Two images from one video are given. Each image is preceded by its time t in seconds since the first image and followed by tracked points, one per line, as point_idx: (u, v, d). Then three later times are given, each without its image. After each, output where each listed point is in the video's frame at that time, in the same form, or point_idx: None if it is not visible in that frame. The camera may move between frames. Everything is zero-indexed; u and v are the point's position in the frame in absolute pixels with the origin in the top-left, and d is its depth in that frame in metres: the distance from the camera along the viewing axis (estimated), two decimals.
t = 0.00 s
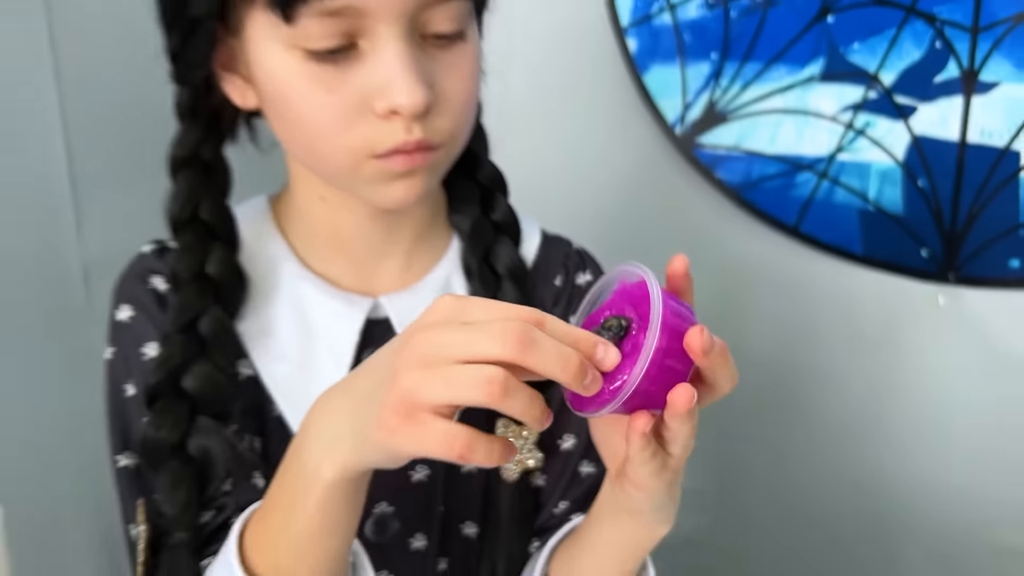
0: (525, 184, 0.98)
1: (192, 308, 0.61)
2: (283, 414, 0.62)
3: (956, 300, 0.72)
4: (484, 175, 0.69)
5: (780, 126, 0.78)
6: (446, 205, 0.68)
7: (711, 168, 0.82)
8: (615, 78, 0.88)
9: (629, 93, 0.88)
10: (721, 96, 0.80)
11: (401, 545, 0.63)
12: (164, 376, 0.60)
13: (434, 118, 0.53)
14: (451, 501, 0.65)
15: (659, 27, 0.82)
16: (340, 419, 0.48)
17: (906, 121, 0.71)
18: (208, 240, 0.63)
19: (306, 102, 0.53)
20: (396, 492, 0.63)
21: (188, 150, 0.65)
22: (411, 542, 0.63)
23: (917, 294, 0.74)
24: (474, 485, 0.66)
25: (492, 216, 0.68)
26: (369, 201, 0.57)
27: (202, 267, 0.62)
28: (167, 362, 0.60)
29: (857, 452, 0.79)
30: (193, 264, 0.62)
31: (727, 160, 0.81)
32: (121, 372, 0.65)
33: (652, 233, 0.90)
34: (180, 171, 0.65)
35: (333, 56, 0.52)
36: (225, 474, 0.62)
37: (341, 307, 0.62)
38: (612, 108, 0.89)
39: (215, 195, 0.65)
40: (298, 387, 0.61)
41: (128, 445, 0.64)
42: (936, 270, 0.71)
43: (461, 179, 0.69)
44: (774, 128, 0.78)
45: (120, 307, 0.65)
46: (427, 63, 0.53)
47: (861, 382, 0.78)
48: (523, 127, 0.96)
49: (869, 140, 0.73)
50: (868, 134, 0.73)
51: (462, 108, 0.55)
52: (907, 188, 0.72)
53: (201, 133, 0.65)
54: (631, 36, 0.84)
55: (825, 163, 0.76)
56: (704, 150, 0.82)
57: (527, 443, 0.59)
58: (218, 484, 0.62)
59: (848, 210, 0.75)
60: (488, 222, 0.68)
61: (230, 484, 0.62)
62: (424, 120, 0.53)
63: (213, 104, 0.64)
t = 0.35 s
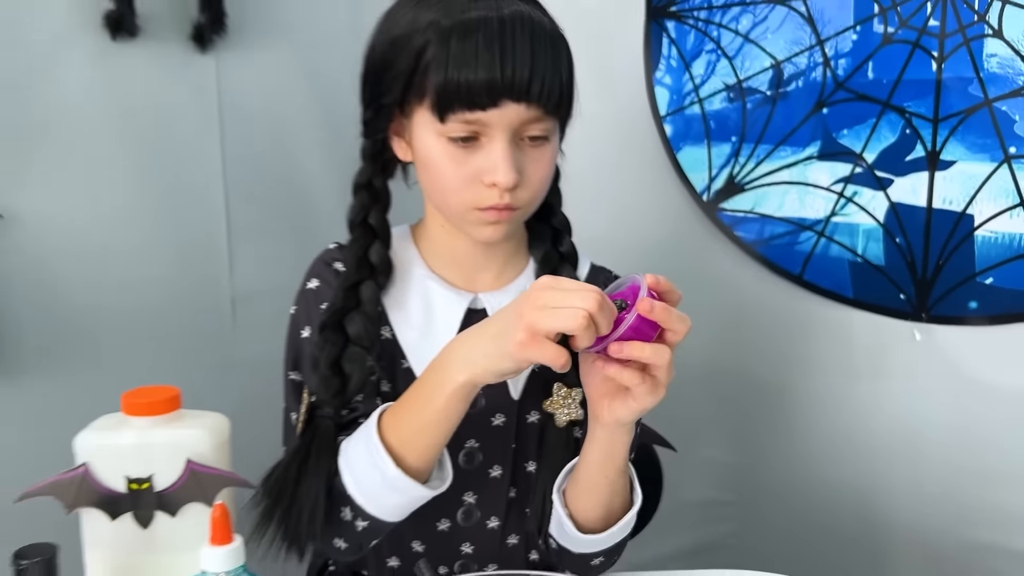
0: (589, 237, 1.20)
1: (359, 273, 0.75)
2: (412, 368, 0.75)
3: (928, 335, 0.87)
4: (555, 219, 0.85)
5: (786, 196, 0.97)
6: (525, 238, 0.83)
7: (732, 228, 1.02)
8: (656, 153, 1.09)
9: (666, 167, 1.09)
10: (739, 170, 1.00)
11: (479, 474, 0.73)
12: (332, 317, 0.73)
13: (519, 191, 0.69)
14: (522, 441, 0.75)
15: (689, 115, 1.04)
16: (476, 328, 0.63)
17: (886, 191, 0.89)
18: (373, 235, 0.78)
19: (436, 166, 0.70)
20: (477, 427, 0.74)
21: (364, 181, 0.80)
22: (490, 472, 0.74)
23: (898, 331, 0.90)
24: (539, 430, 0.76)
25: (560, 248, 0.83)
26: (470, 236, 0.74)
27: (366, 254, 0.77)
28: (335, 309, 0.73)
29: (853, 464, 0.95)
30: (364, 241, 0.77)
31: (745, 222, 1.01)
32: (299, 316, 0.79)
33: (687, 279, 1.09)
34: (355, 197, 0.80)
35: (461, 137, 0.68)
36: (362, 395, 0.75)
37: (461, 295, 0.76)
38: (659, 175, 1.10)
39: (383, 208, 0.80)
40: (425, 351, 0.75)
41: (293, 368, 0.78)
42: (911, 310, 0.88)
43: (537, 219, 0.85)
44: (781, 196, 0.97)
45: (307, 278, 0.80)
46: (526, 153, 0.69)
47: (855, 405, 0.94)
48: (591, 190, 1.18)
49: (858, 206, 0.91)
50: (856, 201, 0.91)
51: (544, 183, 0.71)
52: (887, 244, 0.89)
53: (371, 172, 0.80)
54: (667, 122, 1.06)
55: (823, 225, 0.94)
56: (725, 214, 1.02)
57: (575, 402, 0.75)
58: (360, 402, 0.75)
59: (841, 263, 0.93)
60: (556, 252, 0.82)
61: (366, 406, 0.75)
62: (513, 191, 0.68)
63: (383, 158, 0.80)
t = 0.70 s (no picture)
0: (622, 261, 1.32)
1: (429, 267, 0.91)
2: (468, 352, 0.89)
3: (924, 348, 0.97)
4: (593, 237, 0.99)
5: (797, 224, 1.08)
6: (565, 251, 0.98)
7: (749, 253, 1.13)
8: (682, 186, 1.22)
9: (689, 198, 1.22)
10: (754, 202, 1.12)
11: (519, 443, 0.87)
12: (404, 298, 0.88)
13: (570, 210, 0.82)
14: (557, 417, 0.89)
15: (711, 153, 1.16)
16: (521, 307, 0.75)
17: (885, 220, 1.00)
18: (443, 238, 0.93)
19: (503, 185, 0.83)
20: (519, 403, 0.87)
21: (440, 196, 0.95)
22: (529, 443, 0.87)
23: (896, 345, 1.00)
24: (570, 409, 0.89)
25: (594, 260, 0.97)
26: (524, 245, 0.87)
27: (437, 254, 0.92)
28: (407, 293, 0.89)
29: (862, 465, 1.05)
30: (435, 241, 0.93)
31: (761, 247, 1.12)
32: (374, 301, 0.95)
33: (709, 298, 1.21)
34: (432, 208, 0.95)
35: (525, 162, 0.82)
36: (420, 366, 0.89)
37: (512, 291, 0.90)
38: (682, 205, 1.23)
39: (454, 218, 0.95)
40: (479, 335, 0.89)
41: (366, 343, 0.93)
42: (908, 325, 0.98)
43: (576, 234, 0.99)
44: (792, 225, 1.09)
45: (385, 272, 0.96)
46: (579, 179, 0.82)
47: (861, 412, 1.04)
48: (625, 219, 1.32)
49: (860, 233, 1.02)
50: (859, 229, 1.02)
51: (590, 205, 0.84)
52: (887, 267, 1.00)
53: (447, 186, 0.95)
54: (691, 159, 1.19)
55: (829, 250, 1.05)
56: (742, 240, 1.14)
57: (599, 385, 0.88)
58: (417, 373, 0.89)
59: (845, 283, 1.04)
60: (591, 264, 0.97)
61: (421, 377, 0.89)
62: (564, 210, 0.81)
63: (458, 176, 0.95)
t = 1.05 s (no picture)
0: (641, 266, 1.40)
1: (442, 262, 0.96)
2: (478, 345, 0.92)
3: (927, 352, 1.02)
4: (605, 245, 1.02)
5: (803, 233, 1.12)
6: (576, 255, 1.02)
7: (757, 261, 1.18)
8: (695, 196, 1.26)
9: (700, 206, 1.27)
10: (763, 212, 1.16)
11: (528, 437, 0.91)
12: (417, 288, 0.93)
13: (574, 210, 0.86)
14: (566, 412, 0.93)
15: (721, 165, 1.21)
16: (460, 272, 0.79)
17: (888, 228, 1.04)
18: (458, 238, 0.99)
19: (511, 186, 0.88)
20: (528, 399, 0.92)
21: (457, 198, 1.00)
22: (538, 437, 0.91)
23: (901, 348, 1.05)
24: (579, 406, 0.93)
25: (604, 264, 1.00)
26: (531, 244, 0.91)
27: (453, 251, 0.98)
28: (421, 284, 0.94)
29: (871, 459, 1.11)
30: (450, 239, 0.98)
31: (769, 255, 1.17)
32: (390, 293, 1.00)
33: (721, 302, 1.27)
34: (450, 208, 1.00)
35: (531, 163, 0.86)
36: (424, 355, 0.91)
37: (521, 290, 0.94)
38: (696, 215, 1.28)
39: (469, 219, 1.00)
40: (488, 328, 0.92)
41: (379, 333, 0.96)
42: (912, 330, 1.03)
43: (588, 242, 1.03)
44: (799, 234, 1.13)
45: (403, 270, 1.02)
46: (583, 179, 0.87)
47: (869, 409, 1.10)
48: (643, 226, 1.39)
49: (864, 241, 1.06)
50: (864, 237, 1.06)
51: (594, 206, 0.88)
52: (890, 274, 1.04)
53: (465, 189, 1.00)
54: (702, 170, 1.24)
55: (835, 258, 1.09)
56: (752, 249, 1.18)
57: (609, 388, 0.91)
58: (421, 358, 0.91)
59: (851, 289, 1.08)
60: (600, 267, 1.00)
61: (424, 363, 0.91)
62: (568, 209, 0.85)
63: (474, 180, 1.00)
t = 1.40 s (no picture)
0: (649, 263, 1.41)
1: (452, 255, 0.98)
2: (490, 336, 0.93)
3: (934, 347, 1.04)
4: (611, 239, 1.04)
5: (811, 230, 1.13)
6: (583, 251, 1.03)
7: (765, 258, 1.19)
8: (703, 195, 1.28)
9: (707, 205, 1.28)
10: (770, 209, 1.18)
11: (540, 426, 0.92)
12: (427, 279, 0.94)
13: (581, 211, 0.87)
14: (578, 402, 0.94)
15: (728, 163, 1.22)
16: (480, 266, 0.80)
17: (894, 225, 1.05)
18: (467, 231, 1.00)
19: (520, 184, 0.90)
20: (541, 388, 0.93)
21: (466, 193, 1.01)
22: (550, 426, 0.93)
23: (909, 343, 1.07)
24: (590, 394, 0.95)
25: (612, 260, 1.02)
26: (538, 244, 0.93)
27: (462, 247, 0.99)
28: (432, 277, 0.95)
29: (878, 453, 1.12)
30: (458, 232, 0.99)
31: (776, 253, 1.18)
32: (400, 287, 1.01)
33: (729, 298, 1.28)
34: (457, 202, 1.01)
35: (541, 163, 0.88)
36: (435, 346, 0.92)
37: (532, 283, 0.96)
38: (703, 213, 1.29)
39: (478, 213, 1.01)
40: (502, 319, 0.93)
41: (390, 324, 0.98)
42: (920, 325, 1.04)
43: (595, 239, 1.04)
44: (806, 231, 1.14)
45: (413, 263, 1.03)
46: (590, 180, 0.88)
47: (876, 404, 1.12)
48: (650, 223, 1.40)
49: (871, 238, 1.07)
50: (870, 233, 1.07)
51: (600, 207, 0.90)
52: (897, 270, 1.05)
53: (472, 184, 1.01)
54: (710, 169, 1.25)
55: (842, 254, 1.10)
56: (760, 246, 1.19)
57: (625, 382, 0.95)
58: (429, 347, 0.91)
59: (858, 285, 1.09)
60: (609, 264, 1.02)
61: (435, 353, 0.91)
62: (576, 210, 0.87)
63: (484, 175, 1.01)
